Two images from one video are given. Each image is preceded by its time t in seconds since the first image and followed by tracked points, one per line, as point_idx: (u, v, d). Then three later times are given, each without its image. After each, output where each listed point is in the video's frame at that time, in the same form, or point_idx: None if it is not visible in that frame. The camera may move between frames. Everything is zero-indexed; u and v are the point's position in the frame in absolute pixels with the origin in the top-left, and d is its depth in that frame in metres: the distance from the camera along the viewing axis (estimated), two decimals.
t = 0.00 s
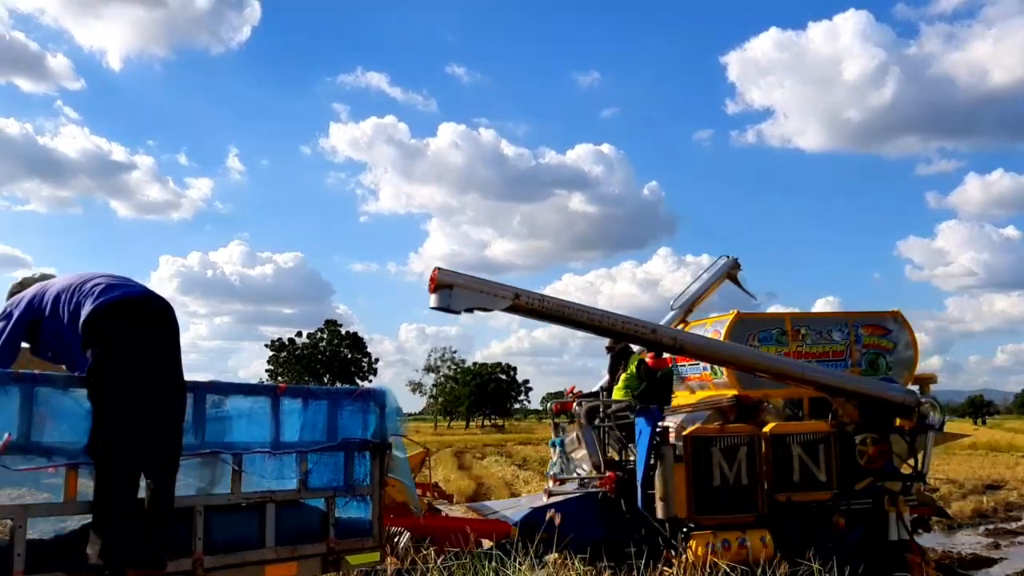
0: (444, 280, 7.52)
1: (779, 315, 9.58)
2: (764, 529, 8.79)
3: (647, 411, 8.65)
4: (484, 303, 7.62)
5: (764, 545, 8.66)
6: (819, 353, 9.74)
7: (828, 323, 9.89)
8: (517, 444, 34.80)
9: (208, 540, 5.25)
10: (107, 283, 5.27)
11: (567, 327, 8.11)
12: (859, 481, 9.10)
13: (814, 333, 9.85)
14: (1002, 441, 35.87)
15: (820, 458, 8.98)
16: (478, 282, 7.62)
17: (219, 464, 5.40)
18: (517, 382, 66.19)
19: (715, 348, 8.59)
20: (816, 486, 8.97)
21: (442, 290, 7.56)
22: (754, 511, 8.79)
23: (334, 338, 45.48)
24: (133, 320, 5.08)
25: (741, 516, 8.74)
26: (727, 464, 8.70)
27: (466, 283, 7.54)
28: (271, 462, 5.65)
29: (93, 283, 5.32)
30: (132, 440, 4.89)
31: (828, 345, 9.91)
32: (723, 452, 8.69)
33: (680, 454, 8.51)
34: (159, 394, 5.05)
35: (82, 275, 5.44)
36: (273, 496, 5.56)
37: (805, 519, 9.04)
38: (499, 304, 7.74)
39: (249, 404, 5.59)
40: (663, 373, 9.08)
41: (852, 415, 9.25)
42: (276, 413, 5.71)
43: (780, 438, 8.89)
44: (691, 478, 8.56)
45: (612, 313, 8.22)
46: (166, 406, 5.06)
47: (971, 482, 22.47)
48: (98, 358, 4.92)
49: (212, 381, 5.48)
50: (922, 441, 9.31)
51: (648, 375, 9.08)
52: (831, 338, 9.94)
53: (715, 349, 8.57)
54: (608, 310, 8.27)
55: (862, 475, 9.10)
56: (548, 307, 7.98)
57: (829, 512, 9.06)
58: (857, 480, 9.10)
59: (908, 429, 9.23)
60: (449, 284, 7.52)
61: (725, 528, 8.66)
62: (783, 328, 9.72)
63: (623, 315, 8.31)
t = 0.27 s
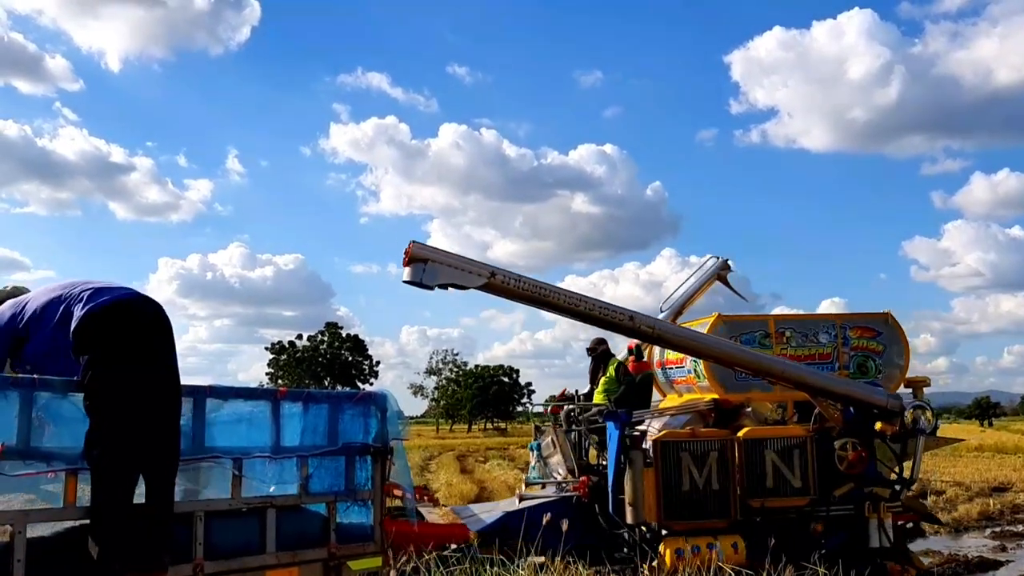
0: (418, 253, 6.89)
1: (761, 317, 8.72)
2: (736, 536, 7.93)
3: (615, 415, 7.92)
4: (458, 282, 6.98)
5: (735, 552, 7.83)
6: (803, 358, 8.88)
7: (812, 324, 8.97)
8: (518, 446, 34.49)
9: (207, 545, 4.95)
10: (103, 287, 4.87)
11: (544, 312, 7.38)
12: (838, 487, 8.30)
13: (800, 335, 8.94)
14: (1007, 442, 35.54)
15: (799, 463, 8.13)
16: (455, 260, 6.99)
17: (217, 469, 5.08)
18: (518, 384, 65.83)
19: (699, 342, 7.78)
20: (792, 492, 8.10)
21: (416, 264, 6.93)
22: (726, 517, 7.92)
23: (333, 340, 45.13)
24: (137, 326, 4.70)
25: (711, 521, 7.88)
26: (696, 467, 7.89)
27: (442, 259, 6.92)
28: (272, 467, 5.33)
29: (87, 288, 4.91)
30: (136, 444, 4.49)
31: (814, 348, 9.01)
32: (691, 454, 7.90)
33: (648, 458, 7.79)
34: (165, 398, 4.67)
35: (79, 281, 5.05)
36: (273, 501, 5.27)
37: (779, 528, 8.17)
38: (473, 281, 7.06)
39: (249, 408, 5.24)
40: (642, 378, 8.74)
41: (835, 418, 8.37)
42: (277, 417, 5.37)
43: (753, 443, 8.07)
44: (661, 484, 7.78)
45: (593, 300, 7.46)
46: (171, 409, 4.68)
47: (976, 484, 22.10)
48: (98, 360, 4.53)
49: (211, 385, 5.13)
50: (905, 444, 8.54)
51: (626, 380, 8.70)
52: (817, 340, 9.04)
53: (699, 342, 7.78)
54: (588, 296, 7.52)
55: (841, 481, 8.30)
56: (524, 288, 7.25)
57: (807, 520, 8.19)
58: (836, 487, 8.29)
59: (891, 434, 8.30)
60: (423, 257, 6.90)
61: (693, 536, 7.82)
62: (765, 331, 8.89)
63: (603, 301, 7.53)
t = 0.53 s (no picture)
0: (398, 232, 6.52)
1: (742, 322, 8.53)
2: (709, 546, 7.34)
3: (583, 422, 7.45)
4: (439, 262, 6.59)
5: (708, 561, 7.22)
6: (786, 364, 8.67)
7: (794, 330, 8.80)
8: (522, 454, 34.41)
9: (211, 555, 4.85)
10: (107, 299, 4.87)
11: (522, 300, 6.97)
12: (816, 496, 7.62)
13: (782, 342, 8.77)
14: (1012, 447, 35.41)
15: (776, 470, 7.53)
16: (437, 239, 6.62)
17: (220, 478, 5.02)
18: (522, 390, 65.73)
19: (681, 339, 7.33)
20: (766, 501, 7.49)
21: (396, 244, 6.55)
22: (698, 525, 7.35)
23: (337, 347, 45.09)
24: (141, 335, 4.70)
25: (683, 529, 7.32)
26: (666, 475, 7.31)
27: (424, 239, 6.56)
28: (275, 476, 5.25)
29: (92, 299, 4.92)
30: (135, 445, 4.49)
31: (797, 355, 8.80)
32: (662, 462, 7.31)
33: (620, 464, 7.20)
34: (167, 401, 4.68)
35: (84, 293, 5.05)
36: (277, 510, 5.16)
37: (753, 540, 7.55)
38: (454, 265, 6.66)
39: (252, 417, 5.18)
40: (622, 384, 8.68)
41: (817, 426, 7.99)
42: (280, 427, 5.30)
43: (727, 451, 7.49)
44: (630, 491, 7.22)
45: (573, 289, 7.04)
46: (172, 413, 4.68)
47: (982, 489, 21.97)
48: (101, 367, 4.53)
49: (214, 395, 5.08)
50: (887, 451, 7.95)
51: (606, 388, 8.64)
52: (800, 347, 8.82)
53: (682, 339, 7.32)
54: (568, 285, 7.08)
55: (821, 490, 7.63)
56: (503, 273, 6.83)
57: (783, 529, 7.57)
58: (814, 495, 7.63)
59: (871, 442, 7.89)
60: (403, 237, 6.53)
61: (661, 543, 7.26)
62: (747, 336, 8.67)
63: (584, 290, 7.09)
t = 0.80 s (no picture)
0: (387, 217, 6.44)
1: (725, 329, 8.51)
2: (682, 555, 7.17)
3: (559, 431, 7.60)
4: (427, 249, 6.52)
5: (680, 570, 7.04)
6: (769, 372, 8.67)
7: (778, 338, 8.81)
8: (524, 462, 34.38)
9: (214, 565, 4.85)
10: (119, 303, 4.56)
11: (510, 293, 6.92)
12: (791, 506, 7.50)
13: (765, 350, 8.76)
14: (1015, 454, 35.32)
15: (750, 479, 7.40)
16: (426, 227, 6.53)
17: (224, 487, 4.99)
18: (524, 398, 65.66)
19: (666, 339, 7.27)
20: (740, 510, 7.36)
21: (384, 229, 6.47)
22: (670, 535, 7.22)
23: (339, 356, 45.06)
24: (143, 345, 4.33)
25: (654, 538, 7.19)
26: (638, 485, 7.22)
27: (413, 224, 6.49)
28: (278, 486, 5.21)
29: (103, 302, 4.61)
30: (143, 460, 4.15)
31: (780, 363, 8.79)
32: (633, 471, 7.24)
33: (590, 471, 7.23)
34: (176, 412, 4.32)
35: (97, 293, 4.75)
36: (280, 519, 5.13)
37: (728, 551, 7.34)
38: (441, 253, 6.58)
39: (255, 427, 5.13)
40: (603, 393, 8.76)
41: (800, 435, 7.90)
42: (284, 436, 5.26)
43: (701, 461, 7.39)
44: (602, 498, 7.17)
45: (563, 284, 6.97)
46: (181, 424, 4.33)
47: (985, 495, 21.94)
48: (103, 379, 4.18)
49: (216, 404, 5.02)
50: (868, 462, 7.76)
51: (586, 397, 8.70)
52: (783, 356, 8.81)
53: (667, 339, 7.27)
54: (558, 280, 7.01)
55: (796, 500, 7.51)
56: (492, 265, 6.78)
57: (758, 539, 7.38)
58: (789, 505, 7.50)
59: (853, 452, 7.72)
60: (393, 222, 6.45)
61: (633, 552, 7.13)
62: (729, 345, 8.69)
63: (572, 287, 7.04)
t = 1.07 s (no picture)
0: (372, 209, 6.14)
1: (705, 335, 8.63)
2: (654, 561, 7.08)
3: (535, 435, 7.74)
4: (414, 244, 6.20)
5: None
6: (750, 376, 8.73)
7: (760, 343, 8.88)
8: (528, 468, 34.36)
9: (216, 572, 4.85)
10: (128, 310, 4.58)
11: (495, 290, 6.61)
12: (766, 513, 7.37)
13: (747, 357, 8.86)
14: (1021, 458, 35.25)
15: (723, 485, 7.30)
16: (415, 222, 6.22)
17: (227, 494, 4.98)
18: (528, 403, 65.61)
19: (653, 342, 7.05)
20: (713, 517, 7.25)
21: (370, 223, 6.14)
22: (643, 541, 7.15)
23: (343, 362, 45.07)
24: (146, 351, 4.32)
25: (626, 544, 7.13)
26: (610, 490, 7.20)
27: (400, 219, 6.17)
28: (281, 492, 5.20)
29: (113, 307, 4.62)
30: (143, 468, 4.13)
31: (762, 370, 8.86)
32: (605, 476, 7.22)
33: (564, 477, 7.29)
34: (178, 418, 4.30)
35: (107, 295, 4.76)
36: (282, 526, 5.13)
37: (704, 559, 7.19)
38: (428, 247, 6.26)
39: (257, 433, 5.13)
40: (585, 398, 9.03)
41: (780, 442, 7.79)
42: (286, 442, 5.26)
43: (674, 466, 7.31)
44: (575, 504, 7.19)
45: (551, 284, 6.71)
46: (182, 430, 4.31)
47: (990, 499, 21.90)
48: (104, 386, 4.19)
49: (219, 410, 5.03)
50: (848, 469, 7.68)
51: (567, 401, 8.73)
52: (766, 362, 8.88)
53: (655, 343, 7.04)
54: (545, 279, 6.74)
55: (771, 508, 7.38)
56: (478, 261, 6.44)
57: (733, 547, 7.21)
58: (765, 514, 7.39)
59: (833, 459, 7.59)
60: (379, 215, 6.13)
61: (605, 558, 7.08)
62: (710, 351, 8.79)
63: (560, 287, 6.78)
